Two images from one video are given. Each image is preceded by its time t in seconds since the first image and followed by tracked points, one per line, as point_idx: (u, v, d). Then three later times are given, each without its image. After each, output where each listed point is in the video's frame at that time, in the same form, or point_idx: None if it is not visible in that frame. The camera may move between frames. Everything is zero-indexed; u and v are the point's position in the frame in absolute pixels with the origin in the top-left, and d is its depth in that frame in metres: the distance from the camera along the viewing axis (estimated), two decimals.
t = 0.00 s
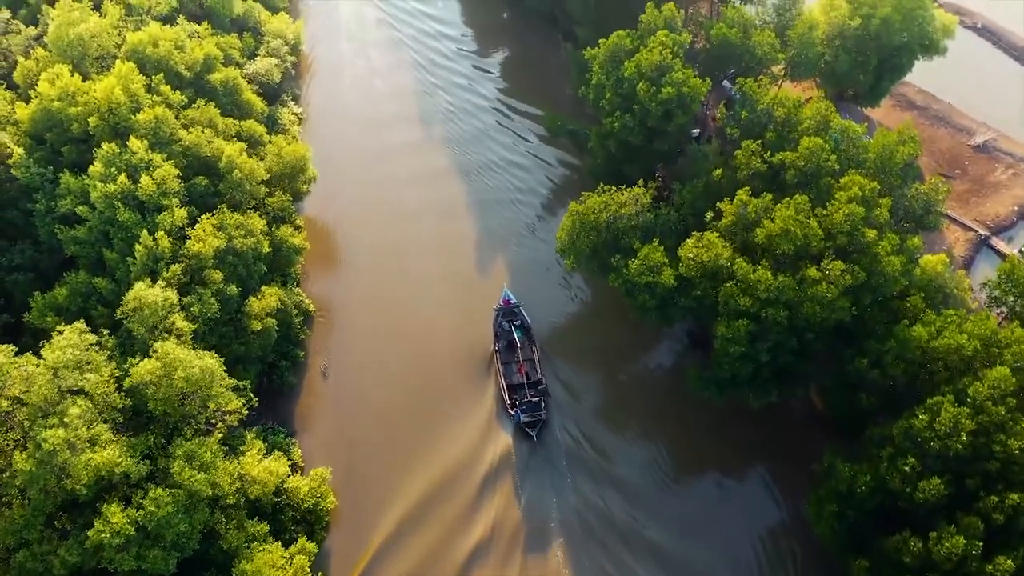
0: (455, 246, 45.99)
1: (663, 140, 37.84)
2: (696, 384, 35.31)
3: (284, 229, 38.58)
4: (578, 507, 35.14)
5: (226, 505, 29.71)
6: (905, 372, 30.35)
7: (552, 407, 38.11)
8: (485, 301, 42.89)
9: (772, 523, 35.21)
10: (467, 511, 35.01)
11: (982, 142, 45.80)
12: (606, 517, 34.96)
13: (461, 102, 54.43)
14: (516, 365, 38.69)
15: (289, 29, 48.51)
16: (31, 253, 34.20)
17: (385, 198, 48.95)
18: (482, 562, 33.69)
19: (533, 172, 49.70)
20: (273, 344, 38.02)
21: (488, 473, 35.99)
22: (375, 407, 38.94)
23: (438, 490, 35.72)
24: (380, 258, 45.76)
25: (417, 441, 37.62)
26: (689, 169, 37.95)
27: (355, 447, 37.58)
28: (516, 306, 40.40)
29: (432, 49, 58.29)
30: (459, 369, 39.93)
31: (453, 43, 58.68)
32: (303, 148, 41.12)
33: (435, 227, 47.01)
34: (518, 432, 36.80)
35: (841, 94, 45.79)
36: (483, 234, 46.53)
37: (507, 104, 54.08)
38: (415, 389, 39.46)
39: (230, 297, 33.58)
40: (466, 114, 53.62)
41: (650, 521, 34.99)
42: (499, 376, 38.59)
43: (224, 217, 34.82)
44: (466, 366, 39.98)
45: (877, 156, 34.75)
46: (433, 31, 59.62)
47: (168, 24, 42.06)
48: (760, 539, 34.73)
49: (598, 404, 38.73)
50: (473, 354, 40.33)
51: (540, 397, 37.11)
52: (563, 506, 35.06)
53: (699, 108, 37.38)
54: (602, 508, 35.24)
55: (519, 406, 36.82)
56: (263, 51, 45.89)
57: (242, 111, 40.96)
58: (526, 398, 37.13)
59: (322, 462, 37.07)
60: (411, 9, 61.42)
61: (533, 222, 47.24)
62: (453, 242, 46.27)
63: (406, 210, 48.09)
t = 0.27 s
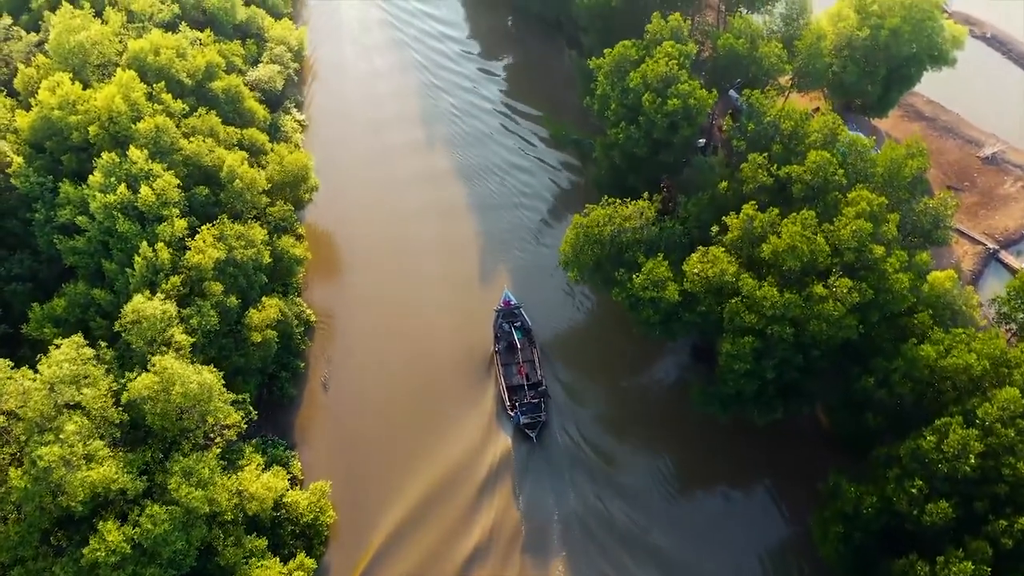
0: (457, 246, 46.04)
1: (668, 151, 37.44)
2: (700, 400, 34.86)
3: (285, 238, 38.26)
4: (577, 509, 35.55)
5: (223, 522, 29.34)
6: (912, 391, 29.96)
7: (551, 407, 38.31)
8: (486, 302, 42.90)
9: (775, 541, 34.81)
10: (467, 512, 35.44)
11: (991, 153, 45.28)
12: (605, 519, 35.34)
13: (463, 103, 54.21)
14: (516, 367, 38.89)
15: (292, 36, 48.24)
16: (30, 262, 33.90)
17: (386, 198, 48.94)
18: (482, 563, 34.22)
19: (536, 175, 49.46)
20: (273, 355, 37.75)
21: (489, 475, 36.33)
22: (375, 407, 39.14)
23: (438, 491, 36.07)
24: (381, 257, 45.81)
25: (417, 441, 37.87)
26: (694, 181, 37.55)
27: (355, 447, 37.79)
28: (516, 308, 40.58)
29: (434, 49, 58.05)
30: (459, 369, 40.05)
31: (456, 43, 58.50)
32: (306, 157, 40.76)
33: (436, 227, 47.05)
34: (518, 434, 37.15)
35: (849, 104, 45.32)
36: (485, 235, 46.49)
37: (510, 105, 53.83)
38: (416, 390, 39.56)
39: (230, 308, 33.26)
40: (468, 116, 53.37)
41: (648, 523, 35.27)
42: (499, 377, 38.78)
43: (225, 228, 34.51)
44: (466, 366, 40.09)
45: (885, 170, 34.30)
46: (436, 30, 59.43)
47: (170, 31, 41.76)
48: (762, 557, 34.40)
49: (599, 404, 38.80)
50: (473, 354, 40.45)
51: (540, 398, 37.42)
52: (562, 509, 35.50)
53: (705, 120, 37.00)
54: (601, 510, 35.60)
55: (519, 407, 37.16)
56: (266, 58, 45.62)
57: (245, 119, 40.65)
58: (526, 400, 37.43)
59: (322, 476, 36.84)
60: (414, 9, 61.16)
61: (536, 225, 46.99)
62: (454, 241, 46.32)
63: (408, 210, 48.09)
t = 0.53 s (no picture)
0: (458, 246, 45.94)
1: (674, 163, 37.05)
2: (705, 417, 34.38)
3: (287, 248, 37.94)
4: (577, 511, 35.38)
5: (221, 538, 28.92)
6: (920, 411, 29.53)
7: (552, 409, 38.18)
8: (487, 303, 42.79)
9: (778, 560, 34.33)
10: (467, 512, 35.24)
11: (1001, 165, 44.78)
12: (605, 522, 35.17)
13: (466, 106, 54.08)
14: (516, 368, 38.91)
15: (296, 42, 47.97)
16: (30, 272, 33.64)
17: (389, 197, 48.72)
18: (482, 563, 34.00)
19: (540, 179, 49.39)
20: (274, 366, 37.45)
21: (489, 475, 36.19)
22: (375, 407, 38.91)
23: (438, 492, 35.86)
24: (383, 256, 45.60)
25: (416, 441, 37.65)
26: (700, 193, 37.15)
27: (355, 449, 37.50)
28: (518, 309, 40.79)
29: (437, 51, 57.83)
30: (460, 370, 39.89)
31: (460, 44, 58.36)
32: (309, 166, 40.42)
33: (439, 227, 46.92)
34: (517, 435, 37.09)
35: (857, 115, 44.87)
36: (488, 237, 46.43)
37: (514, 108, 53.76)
38: (416, 391, 39.36)
39: (231, 320, 32.94)
40: (472, 118, 53.22)
41: (648, 526, 35.10)
42: (499, 378, 38.73)
43: (226, 238, 34.21)
44: (467, 367, 39.96)
45: (894, 184, 33.71)
46: (439, 31, 59.30)
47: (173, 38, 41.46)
48: None
49: (598, 407, 38.67)
50: (474, 355, 40.34)
51: (540, 400, 37.42)
52: (561, 510, 35.34)
53: (711, 132, 36.62)
54: (601, 513, 35.42)
55: (519, 408, 37.15)
56: (269, 64, 45.35)
57: (247, 127, 40.38)
58: (526, 401, 37.42)
59: (322, 489, 36.16)
60: (418, 10, 60.99)
61: (541, 230, 46.90)
62: (456, 242, 46.21)
63: (410, 210, 47.90)
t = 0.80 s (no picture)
0: (460, 246, 45.97)
1: (680, 176, 36.66)
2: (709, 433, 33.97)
3: (289, 258, 37.67)
4: (576, 513, 35.57)
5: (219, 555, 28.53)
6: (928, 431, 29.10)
7: (552, 411, 38.33)
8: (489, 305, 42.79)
9: None
10: (467, 512, 35.37)
11: (1011, 178, 44.26)
12: (604, 524, 35.36)
13: (468, 107, 53.91)
14: (517, 369, 39.05)
15: (300, 48, 47.69)
16: (29, 281, 33.33)
17: (391, 196, 48.63)
18: (483, 563, 34.15)
19: (544, 180, 49.29)
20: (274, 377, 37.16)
21: (489, 476, 36.32)
22: (376, 406, 38.94)
23: (438, 491, 35.96)
24: (384, 256, 45.57)
25: (417, 441, 37.70)
26: (705, 206, 36.75)
27: (355, 450, 37.45)
28: (519, 310, 40.89)
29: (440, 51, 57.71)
30: (461, 370, 39.94)
31: (464, 45, 58.24)
32: (312, 174, 40.09)
33: (441, 226, 46.91)
34: (517, 436, 37.25)
35: (865, 125, 44.39)
36: (490, 238, 46.42)
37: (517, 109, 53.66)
38: (416, 391, 39.37)
39: (231, 331, 32.61)
40: (475, 119, 53.10)
41: (647, 528, 35.26)
42: (500, 380, 38.83)
43: (226, 249, 33.91)
44: (467, 367, 40.02)
45: (903, 199, 33.21)
46: (443, 31, 59.18)
47: (176, 44, 41.17)
48: None
49: (597, 410, 38.78)
50: (474, 355, 40.40)
51: (539, 401, 37.58)
52: (561, 511, 35.54)
53: (718, 144, 36.22)
54: (600, 515, 35.60)
55: (519, 410, 37.32)
56: (272, 71, 45.07)
57: (249, 135, 40.08)
58: (526, 402, 37.58)
59: (322, 495, 36.00)
60: (422, 10, 60.81)
61: (544, 232, 46.82)
62: (458, 242, 46.22)
63: (413, 210, 47.85)
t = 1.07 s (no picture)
0: (462, 246, 45.94)
1: (685, 188, 36.28)
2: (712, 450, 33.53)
3: (290, 268, 37.34)
4: (576, 515, 35.55)
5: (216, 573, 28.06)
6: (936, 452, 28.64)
7: (552, 413, 38.26)
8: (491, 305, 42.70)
9: None
10: (467, 511, 35.41)
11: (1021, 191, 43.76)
12: (604, 526, 35.34)
13: (471, 108, 53.77)
14: (517, 370, 38.86)
15: (303, 54, 47.38)
16: (27, 291, 33.00)
17: (393, 195, 48.60)
18: (483, 563, 34.19)
19: (547, 181, 49.20)
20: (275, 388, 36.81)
21: (489, 476, 36.31)
22: (377, 405, 38.93)
23: (439, 491, 36.00)
24: (386, 254, 45.53)
25: (417, 440, 37.71)
26: (710, 218, 36.33)
27: (355, 452, 37.40)
28: (519, 312, 40.60)
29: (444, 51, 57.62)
30: (461, 370, 39.90)
31: (467, 45, 58.14)
32: (315, 184, 39.73)
33: (443, 226, 46.88)
34: (517, 438, 37.20)
35: (873, 136, 43.93)
36: (492, 238, 46.36)
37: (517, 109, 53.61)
38: (417, 390, 39.34)
39: (230, 343, 32.25)
40: (478, 120, 53.03)
41: (647, 532, 35.23)
42: (500, 381, 38.64)
43: (227, 259, 33.59)
44: (468, 367, 39.99)
45: (912, 214, 32.65)
46: (446, 31, 59.07)
47: (179, 51, 40.82)
48: None
49: (598, 413, 38.68)
50: (475, 355, 40.38)
51: (540, 403, 37.50)
52: (560, 513, 35.54)
53: (724, 156, 35.83)
54: (600, 517, 35.58)
55: (519, 411, 37.24)
56: (275, 78, 44.78)
57: (252, 143, 39.78)
58: (527, 404, 37.49)
59: (323, 494, 36.05)
60: (426, 11, 60.66)
61: (546, 233, 46.71)
62: (461, 241, 46.19)
63: (416, 210, 47.80)
